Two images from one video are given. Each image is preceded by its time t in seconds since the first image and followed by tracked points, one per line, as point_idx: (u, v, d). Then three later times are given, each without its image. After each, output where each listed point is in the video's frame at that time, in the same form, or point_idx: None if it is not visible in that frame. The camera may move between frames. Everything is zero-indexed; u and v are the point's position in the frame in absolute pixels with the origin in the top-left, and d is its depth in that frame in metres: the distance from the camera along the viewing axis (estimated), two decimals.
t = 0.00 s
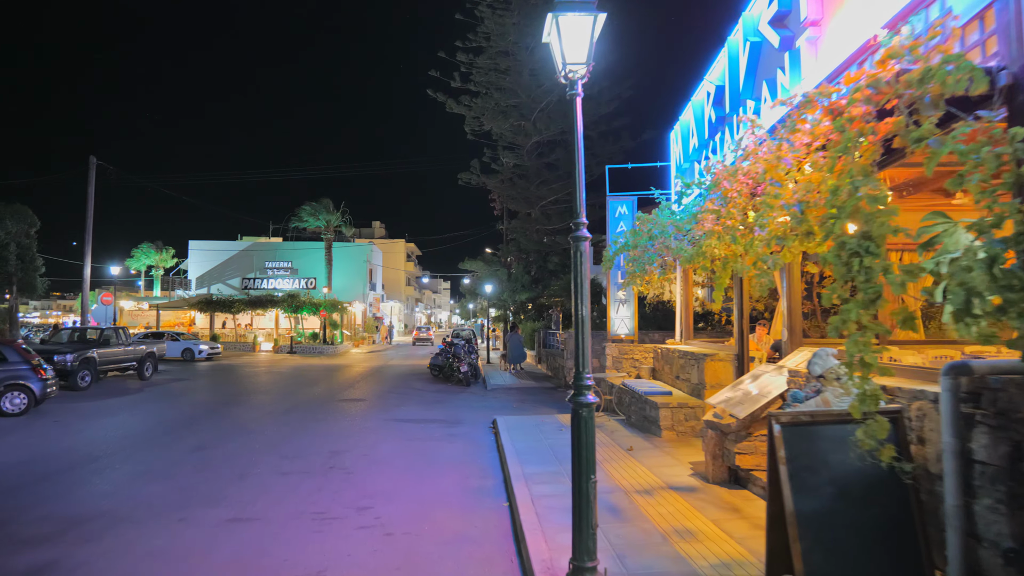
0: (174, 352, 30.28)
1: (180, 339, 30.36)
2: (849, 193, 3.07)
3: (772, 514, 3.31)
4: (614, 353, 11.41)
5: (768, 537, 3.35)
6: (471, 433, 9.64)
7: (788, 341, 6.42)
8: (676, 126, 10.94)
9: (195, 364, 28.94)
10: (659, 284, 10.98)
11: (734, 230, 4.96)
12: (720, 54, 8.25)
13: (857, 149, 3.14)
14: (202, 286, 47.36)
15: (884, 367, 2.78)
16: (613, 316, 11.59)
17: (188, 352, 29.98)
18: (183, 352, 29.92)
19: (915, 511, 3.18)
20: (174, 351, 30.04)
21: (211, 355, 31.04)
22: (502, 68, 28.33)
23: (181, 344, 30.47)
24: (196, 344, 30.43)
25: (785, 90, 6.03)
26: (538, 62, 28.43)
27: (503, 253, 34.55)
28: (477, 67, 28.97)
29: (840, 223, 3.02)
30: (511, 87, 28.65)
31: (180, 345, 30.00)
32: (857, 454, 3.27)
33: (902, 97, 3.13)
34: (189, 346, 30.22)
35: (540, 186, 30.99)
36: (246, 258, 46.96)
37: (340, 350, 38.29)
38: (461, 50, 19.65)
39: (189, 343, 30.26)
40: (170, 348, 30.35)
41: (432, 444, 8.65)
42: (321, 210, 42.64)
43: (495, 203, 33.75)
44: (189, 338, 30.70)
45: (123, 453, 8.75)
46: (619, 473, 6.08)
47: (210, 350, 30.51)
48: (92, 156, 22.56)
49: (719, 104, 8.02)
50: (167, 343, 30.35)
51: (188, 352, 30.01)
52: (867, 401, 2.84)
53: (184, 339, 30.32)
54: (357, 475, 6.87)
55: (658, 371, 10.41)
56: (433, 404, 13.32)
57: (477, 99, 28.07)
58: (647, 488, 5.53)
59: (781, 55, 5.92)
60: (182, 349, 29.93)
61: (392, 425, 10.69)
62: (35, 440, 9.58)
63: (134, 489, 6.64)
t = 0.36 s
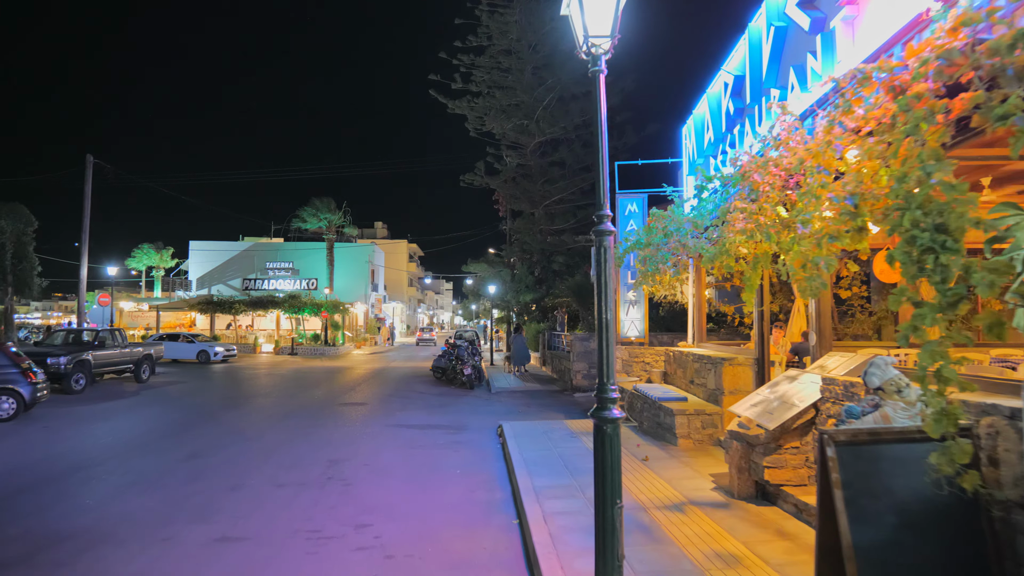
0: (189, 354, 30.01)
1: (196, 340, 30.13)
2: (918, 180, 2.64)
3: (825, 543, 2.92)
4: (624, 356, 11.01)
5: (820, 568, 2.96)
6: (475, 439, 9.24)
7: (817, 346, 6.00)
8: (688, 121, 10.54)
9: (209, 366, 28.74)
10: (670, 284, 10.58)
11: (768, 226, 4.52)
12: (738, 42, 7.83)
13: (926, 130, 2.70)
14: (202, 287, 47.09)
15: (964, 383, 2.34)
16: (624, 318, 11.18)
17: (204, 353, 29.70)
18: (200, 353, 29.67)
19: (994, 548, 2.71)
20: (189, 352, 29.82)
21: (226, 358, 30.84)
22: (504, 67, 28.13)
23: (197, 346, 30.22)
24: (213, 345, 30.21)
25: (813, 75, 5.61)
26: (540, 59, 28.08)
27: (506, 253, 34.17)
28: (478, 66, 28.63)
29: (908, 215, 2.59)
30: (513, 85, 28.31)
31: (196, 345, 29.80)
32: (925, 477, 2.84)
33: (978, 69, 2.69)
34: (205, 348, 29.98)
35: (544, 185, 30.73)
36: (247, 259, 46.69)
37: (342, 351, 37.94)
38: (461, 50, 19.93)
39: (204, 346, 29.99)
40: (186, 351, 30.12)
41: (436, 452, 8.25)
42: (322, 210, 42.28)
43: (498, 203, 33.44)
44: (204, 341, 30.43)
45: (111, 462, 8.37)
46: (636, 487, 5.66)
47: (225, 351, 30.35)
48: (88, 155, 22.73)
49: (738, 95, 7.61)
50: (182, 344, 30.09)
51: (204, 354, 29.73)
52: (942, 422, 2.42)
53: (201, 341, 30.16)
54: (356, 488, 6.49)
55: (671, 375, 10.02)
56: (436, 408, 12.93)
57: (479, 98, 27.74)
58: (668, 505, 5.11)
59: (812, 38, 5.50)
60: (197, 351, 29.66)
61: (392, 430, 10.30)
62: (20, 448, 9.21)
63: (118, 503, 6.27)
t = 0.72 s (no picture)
0: (200, 354, 29.63)
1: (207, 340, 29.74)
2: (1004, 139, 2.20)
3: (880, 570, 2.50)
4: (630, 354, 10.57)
5: None
6: (475, 441, 8.82)
7: (841, 343, 5.59)
8: (697, 108, 10.11)
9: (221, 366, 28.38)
10: (677, 279, 10.21)
11: (801, 208, 4.10)
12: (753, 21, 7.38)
13: (1010, 80, 2.26)
14: (200, 286, 46.68)
15: None
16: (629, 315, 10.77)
17: (215, 353, 29.30)
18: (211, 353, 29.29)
19: None
20: (202, 352, 29.48)
21: (238, 357, 30.46)
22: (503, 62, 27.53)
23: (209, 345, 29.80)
24: (224, 345, 29.83)
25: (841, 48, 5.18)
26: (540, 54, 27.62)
27: (507, 250, 33.81)
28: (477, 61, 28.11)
29: (993, 178, 2.14)
30: (512, 80, 27.87)
31: (207, 344, 29.43)
32: (999, 492, 2.42)
33: None
34: (216, 347, 29.59)
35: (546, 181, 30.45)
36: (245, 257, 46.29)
37: (340, 350, 37.51)
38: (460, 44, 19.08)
39: (215, 345, 29.58)
40: (197, 350, 29.75)
41: (433, 455, 7.83)
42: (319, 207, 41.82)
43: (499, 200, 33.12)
44: (215, 340, 30.05)
45: (91, 465, 7.97)
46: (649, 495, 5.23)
47: (237, 351, 29.99)
48: (81, 151, 22.44)
49: (753, 77, 7.17)
50: (194, 344, 29.71)
51: (215, 353, 29.32)
52: None
53: (213, 340, 29.79)
54: (347, 496, 6.07)
55: (679, 374, 9.59)
56: (434, 409, 12.52)
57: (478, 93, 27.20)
58: (685, 515, 4.68)
59: (841, 7, 5.05)
60: (209, 350, 29.31)
61: (388, 432, 9.89)
62: None
63: (90, 512, 5.86)
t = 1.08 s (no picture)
0: (211, 352, 29.28)
1: (218, 337, 29.39)
2: None
3: None
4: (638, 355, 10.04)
5: None
6: (475, 445, 8.41)
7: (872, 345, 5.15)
8: (706, 99, 9.70)
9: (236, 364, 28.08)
10: (688, 276, 9.78)
11: (842, 194, 3.67)
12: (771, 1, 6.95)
13: None
14: (197, 283, 46.31)
15: None
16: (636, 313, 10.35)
17: (226, 353, 28.94)
18: (221, 351, 28.96)
19: None
20: (211, 351, 29.11)
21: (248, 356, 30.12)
22: (504, 56, 27.11)
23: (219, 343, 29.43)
24: (234, 343, 29.46)
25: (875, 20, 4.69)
26: (542, 48, 27.15)
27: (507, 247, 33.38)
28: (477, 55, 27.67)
29: None
30: (513, 74, 27.46)
31: (218, 342, 29.07)
32: None
33: None
34: (228, 345, 29.24)
35: (547, 177, 30.11)
36: (242, 254, 45.94)
37: (339, 348, 37.11)
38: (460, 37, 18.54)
39: (226, 343, 29.20)
40: (208, 348, 29.38)
41: (432, 462, 7.42)
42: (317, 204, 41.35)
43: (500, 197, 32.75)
44: (226, 338, 29.71)
45: (69, 472, 7.58)
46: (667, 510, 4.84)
47: (247, 350, 29.61)
48: (73, 145, 22.04)
49: (771, 61, 6.74)
50: (203, 342, 29.40)
51: (226, 352, 28.93)
52: None
53: (223, 338, 29.42)
54: (338, 509, 5.65)
55: (690, 375, 9.16)
56: (433, 410, 12.09)
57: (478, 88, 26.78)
58: (707, 534, 4.27)
59: None
60: (220, 348, 28.98)
61: (383, 435, 9.48)
62: None
63: (62, 526, 5.45)
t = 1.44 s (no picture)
0: (215, 349, 28.93)
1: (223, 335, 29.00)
2: None
3: None
4: (645, 353, 9.59)
5: None
6: (475, 449, 7.97)
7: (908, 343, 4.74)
8: (717, 87, 9.29)
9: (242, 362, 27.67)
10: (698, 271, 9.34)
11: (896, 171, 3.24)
12: None
13: None
14: (192, 280, 45.84)
15: None
16: (642, 309, 9.93)
17: (229, 350, 28.58)
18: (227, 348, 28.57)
19: None
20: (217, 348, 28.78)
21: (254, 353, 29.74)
22: (507, 49, 27.04)
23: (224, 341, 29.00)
24: (240, 340, 28.97)
25: None
26: (545, 41, 26.79)
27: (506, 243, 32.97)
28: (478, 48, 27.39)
29: None
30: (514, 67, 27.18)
31: (223, 339, 28.71)
32: None
33: None
34: (232, 343, 28.80)
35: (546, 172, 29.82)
36: (238, 251, 45.47)
37: (336, 346, 36.66)
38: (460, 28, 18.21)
39: (230, 340, 28.79)
40: (211, 346, 29.04)
41: (430, 467, 6.99)
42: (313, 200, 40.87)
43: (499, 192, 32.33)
44: (232, 336, 29.32)
45: (43, 478, 7.15)
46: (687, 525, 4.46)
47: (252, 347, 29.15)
48: (62, 139, 21.56)
49: (792, 40, 6.32)
50: (207, 340, 29.08)
51: (230, 349, 28.54)
52: None
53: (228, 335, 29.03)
54: (327, 522, 5.22)
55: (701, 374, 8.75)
56: (430, 411, 11.65)
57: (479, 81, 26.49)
58: (735, 553, 3.86)
59: None
60: (224, 346, 28.59)
61: (378, 437, 9.03)
62: None
63: (23, 541, 4.97)
